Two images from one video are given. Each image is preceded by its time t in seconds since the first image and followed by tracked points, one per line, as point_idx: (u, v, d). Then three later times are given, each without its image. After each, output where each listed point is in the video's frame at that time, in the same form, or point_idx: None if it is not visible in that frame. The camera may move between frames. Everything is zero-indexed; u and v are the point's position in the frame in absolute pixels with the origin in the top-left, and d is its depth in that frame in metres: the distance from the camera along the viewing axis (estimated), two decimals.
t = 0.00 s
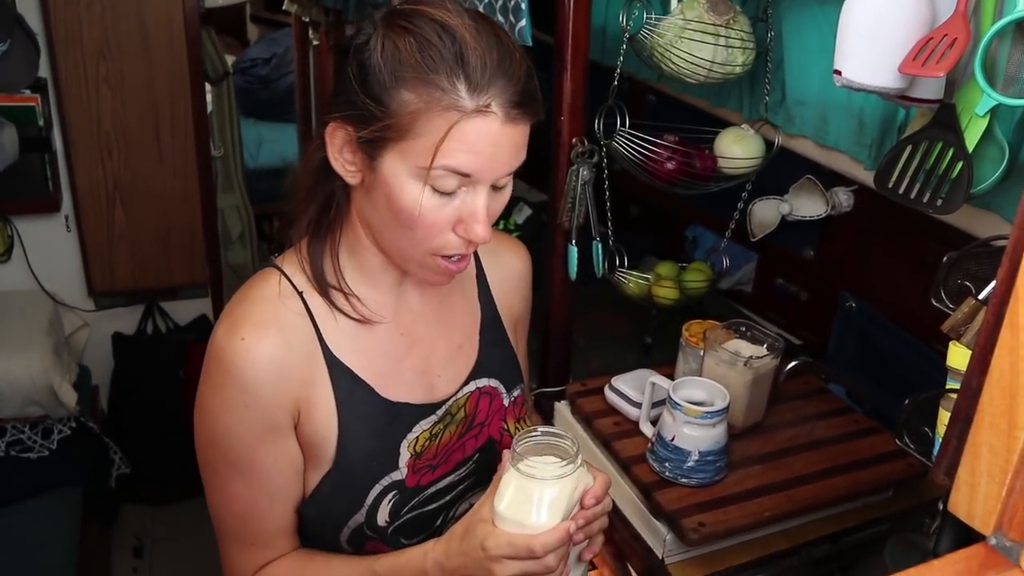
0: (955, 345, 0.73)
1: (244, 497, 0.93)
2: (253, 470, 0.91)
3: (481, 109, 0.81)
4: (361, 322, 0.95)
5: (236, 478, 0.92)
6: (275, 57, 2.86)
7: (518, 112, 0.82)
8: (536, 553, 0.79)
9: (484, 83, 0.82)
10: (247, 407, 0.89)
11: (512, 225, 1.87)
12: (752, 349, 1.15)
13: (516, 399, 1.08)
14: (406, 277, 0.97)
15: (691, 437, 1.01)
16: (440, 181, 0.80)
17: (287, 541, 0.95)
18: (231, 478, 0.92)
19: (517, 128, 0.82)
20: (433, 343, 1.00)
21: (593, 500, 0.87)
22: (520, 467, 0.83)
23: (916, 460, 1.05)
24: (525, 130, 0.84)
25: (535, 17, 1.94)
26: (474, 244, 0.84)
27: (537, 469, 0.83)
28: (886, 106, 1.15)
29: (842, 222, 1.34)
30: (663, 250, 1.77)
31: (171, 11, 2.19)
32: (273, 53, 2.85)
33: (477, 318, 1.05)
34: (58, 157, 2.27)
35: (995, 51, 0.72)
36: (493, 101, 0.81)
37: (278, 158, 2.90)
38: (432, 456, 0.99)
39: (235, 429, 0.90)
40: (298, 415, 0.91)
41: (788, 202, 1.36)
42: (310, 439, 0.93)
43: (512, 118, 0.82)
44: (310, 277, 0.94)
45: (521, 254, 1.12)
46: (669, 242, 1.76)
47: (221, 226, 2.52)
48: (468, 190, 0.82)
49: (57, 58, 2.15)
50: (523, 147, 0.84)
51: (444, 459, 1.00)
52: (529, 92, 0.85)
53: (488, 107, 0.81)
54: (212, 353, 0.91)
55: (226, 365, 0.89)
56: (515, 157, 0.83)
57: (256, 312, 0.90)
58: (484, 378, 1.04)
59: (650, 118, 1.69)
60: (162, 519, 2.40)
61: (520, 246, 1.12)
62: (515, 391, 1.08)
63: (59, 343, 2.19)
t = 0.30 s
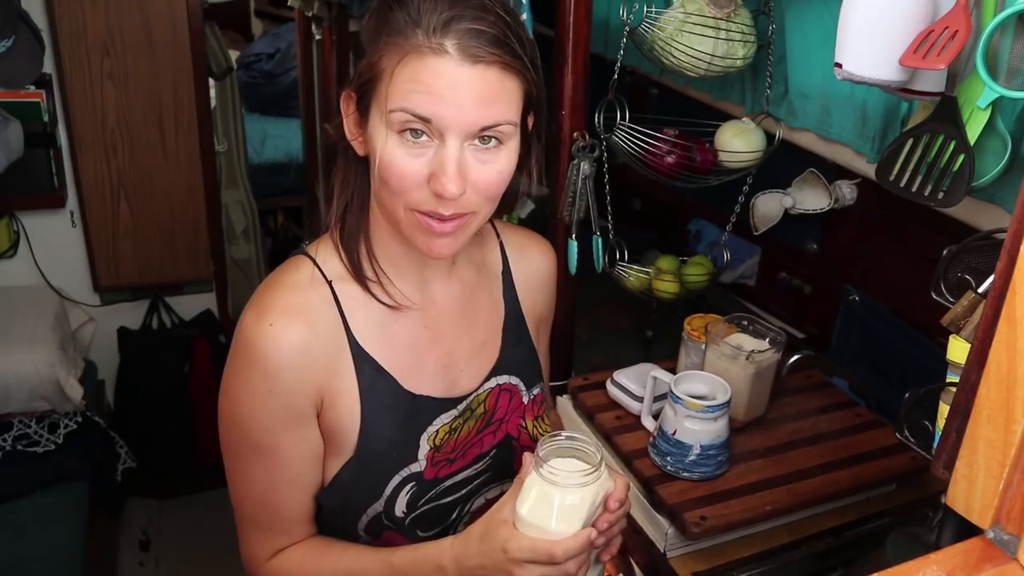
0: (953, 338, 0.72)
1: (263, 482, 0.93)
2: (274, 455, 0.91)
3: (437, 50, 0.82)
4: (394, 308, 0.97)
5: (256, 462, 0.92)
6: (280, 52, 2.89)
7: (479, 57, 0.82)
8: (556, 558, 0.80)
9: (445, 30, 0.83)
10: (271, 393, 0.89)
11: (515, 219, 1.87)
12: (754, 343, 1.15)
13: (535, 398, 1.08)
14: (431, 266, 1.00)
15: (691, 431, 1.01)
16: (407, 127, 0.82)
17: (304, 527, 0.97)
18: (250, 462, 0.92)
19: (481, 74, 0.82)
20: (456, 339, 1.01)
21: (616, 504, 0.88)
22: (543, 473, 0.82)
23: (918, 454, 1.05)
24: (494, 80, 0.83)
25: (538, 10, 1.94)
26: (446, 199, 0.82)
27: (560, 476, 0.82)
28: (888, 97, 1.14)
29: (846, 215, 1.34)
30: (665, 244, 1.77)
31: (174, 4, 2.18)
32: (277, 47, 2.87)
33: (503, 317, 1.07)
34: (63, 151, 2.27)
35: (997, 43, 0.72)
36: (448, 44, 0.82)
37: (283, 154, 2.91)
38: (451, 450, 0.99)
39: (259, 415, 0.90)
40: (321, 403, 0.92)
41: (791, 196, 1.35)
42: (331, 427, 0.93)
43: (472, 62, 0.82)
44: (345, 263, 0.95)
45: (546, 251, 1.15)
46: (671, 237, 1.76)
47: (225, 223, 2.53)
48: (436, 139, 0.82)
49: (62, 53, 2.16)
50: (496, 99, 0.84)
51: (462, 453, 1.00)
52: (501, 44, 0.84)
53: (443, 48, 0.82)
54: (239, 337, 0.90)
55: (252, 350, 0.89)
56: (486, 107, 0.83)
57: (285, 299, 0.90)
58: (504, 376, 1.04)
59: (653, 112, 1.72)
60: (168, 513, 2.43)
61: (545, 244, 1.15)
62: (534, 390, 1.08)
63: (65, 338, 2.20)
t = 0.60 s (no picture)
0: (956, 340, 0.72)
1: (271, 488, 0.93)
2: (281, 462, 0.91)
3: (436, 40, 0.83)
4: (402, 313, 0.97)
5: (263, 469, 0.92)
6: (278, 55, 2.86)
7: (477, 46, 0.83)
8: None
9: (444, 21, 0.84)
10: (279, 400, 0.89)
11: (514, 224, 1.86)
12: (755, 345, 1.15)
13: (543, 402, 1.08)
14: (438, 270, 1.00)
15: (693, 434, 1.01)
16: (409, 121, 0.83)
17: (309, 535, 0.97)
18: (258, 469, 0.92)
19: (480, 64, 0.83)
20: (463, 344, 1.01)
21: (643, 500, 0.88)
22: (572, 472, 0.83)
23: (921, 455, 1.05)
24: (493, 69, 0.84)
25: (537, 12, 1.94)
26: (448, 190, 0.82)
27: (588, 474, 0.83)
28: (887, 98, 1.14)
29: (846, 217, 1.34)
30: (665, 246, 1.78)
31: (172, 6, 2.18)
32: (276, 51, 2.88)
33: (512, 321, 1.07)
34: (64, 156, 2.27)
35: (996, 45, 0.72)
36: (446, 34, 0.83)
37: (282, 157, 2.91)
38: (459, 456, 0.98)
39: (267, 422, 0.89)
40: (329, 410, 0.92)
41: (791, 197, 1.36)
42: (338, 434, 0.93)
43: (471, 51, 0.83)
44: (353, 269, 0.95)
45: (555, 258, 1.16)
46: (671, 238, 1.76)
47: (225, 226, 2.53)
48: (438, 130, 0.82)
49: (61, 58, 2.15)
50: (496, 90, 0.84)
51: (470, 458, 1.00)
52: (500, 33, 0.85)
53: (441, 39, 0.83)
54: (246, 344, 0.90)
55: (259, 357, 0.88)
56: (486, 98, 0.83)
57: (292, 305, 0.90)
58: (513, 381, 1.04)
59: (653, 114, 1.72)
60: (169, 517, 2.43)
61: (554, 250, 1.16)
62: (543, 394, 1.08)
63: (65, 343, 2.20)
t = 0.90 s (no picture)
0: (958, 342, 0.72)
1: (263, 506, 0.92)
2: (273, 479, 0.90)
3: (419, 44, 0.84)
4: (390, 321, 0.97)
5: (254, 487, 0.91)
6: (275, 62, 2.95)
7: (461, 48, 0.85)
8: None
9: (426, 25, 0.85)
10: (269, 416, 0.88)
11: (513, 227, 1.88)
12: (756, 347, 1.16)
13: (533, 404, 1.10)
14: (423, 277, 1.00)
15: (694, 437, 1.01)
16: (395, 127, 0.84)
17: (303, 552, 0.96)
18: (248, 487, 0.91)
19: (463, 66, 0.84)
20: (453, 350, 1.02)
21: (645, 491, 0.91)
22: (574, 468, 0.83)
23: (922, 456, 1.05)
24: (476, 71, 0.85)
25: (532, 18, 1.95)
26: (438, 194, 0.82)
27: (590, 470, 0.83)
28: (886, 100, 1.15)
29: (845, 219, 1.34)
30: (664, 249, 1.78)
31: (171, 14, 2.19)
32: (272, 58, 2.94)
33: (495, 325, 1.08)
34: (61, 165, 2.27)
35: (993, 46, 0.72)
36: (429, 37, 0.85)
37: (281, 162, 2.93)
38: (453, 462, 0.99)
39: (258, 439, 0.89)
40: (321, 425, 0.91)
41: (790, 199, 1.36)
42: (331, 447, 0.93)
43: (454, 54, 0.84)
44: (339, 280, 0.95)
45: (538, 260, 1.17)
46: (671, 242, 1.77)
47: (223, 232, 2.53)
48: (424, 135, 0.83)
49: (58, 67, 2.16)
50: (480, 92, 0.85)
51: (464, 464, 1.00)
52: (483, 36, 0.87)
53: (424, 42, 0.84)
54: (234, 360, 0.89)
55: (248, 374, 0.88)
56: (471, 101, 0.84)
57: (280, 321, 0.89)
58: (501, 384, 1.05)
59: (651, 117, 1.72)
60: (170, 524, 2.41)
61: (537, 253, 1.17)
62: (531, 396, 1.10)
63: (64, 351, 2.20)
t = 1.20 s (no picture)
0: (957, 343, 0.72)
1: (251, 515, 0.92)
2: (261, 487, 0.91)
3: (397, 38, 0.87)
4: (374, 322, 0.98)
5: (241, 495, 0.91)
6: (275, 67, 2.96)
7: (438, 41, 0.88)
8: None
9: (403, 20, 0.88)
10: (256, 423, 0.88)
11: (513, 229, 1.92)
12: (755, 349, 1.16)
13: (517, 401, 1.10)
14: (406, 277, 1.01)
15: (695, 440, 1.01)
16: (376, 123, 0.85)
17: (290, 561, 0.96)
18: (236, 496, 0.92)
19: (441, 58, 0.87)
20: (438, 350, 1.03)
21: (640, 481, 0.94)
22: (571, 461, 0.84)
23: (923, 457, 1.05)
24: (453, 63, 0.88)
25: (530, 21, 1.96)
26: (423, 185, 0.85)
27: (586, 463, 0.83)
28: (885, 102, 1.15)
29: (842, 221, 1.34)
30: (663, 251, 1.78)
31: (171, 20, 2.18)
32: (272, 62, 2.96)
33: (476, 324, 1.09)
34: (61, 170, 2.28)
35: (991, 47, 0.72)
36: (406, 32, 0.87)
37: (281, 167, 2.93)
38: (442, 462, 1.00)
39: (244, 447, 0.89)
40: (308, 430, 0.91)
41: (788, 201, 1.36)
42: (319, 453, 0.93)
43: (432, 47, 0.87)
44: (321, 284, 0.96)
45: (517, 260, 1.18)
46: (670, 244, 1.76)
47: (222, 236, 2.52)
48: (405, 129, 0.85)
49: (58, 73, 2.17)
50: (458, 84, 0.88)
51: (452, 464, 1.01)
52: (458, 29, 0.90)
53: (402, 37, 0.87)
54: (219, 367, 0.89)
55: (233, 381, 0.88)
56: (450, 92, 0.87)
57: (264, 327, 0.90)
58: (486, 383, 1.06)
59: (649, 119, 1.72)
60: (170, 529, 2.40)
61: (515, 251, 1.18)
62: (515, 394, 1.10)
63: (64, 356, 2.20)
